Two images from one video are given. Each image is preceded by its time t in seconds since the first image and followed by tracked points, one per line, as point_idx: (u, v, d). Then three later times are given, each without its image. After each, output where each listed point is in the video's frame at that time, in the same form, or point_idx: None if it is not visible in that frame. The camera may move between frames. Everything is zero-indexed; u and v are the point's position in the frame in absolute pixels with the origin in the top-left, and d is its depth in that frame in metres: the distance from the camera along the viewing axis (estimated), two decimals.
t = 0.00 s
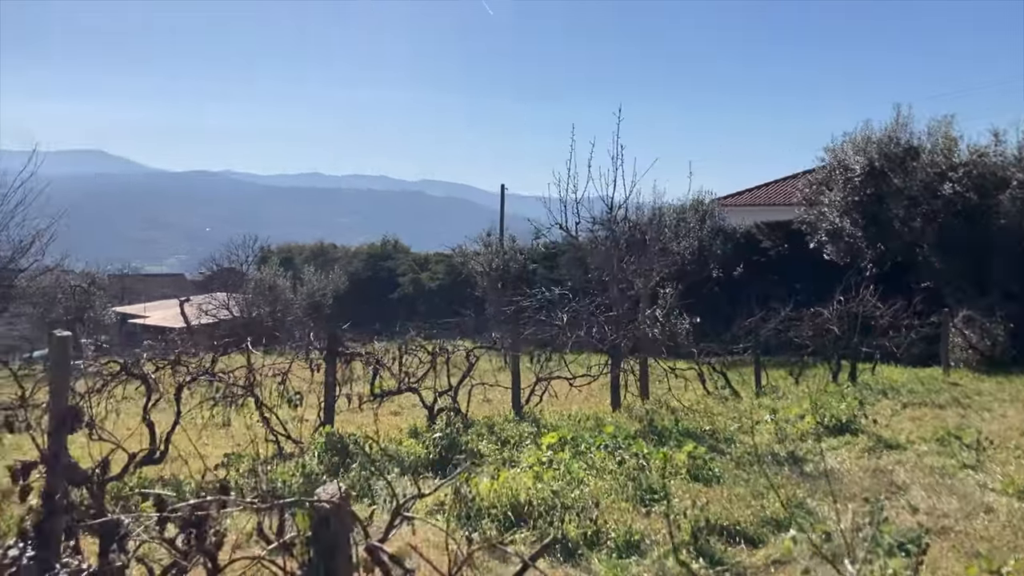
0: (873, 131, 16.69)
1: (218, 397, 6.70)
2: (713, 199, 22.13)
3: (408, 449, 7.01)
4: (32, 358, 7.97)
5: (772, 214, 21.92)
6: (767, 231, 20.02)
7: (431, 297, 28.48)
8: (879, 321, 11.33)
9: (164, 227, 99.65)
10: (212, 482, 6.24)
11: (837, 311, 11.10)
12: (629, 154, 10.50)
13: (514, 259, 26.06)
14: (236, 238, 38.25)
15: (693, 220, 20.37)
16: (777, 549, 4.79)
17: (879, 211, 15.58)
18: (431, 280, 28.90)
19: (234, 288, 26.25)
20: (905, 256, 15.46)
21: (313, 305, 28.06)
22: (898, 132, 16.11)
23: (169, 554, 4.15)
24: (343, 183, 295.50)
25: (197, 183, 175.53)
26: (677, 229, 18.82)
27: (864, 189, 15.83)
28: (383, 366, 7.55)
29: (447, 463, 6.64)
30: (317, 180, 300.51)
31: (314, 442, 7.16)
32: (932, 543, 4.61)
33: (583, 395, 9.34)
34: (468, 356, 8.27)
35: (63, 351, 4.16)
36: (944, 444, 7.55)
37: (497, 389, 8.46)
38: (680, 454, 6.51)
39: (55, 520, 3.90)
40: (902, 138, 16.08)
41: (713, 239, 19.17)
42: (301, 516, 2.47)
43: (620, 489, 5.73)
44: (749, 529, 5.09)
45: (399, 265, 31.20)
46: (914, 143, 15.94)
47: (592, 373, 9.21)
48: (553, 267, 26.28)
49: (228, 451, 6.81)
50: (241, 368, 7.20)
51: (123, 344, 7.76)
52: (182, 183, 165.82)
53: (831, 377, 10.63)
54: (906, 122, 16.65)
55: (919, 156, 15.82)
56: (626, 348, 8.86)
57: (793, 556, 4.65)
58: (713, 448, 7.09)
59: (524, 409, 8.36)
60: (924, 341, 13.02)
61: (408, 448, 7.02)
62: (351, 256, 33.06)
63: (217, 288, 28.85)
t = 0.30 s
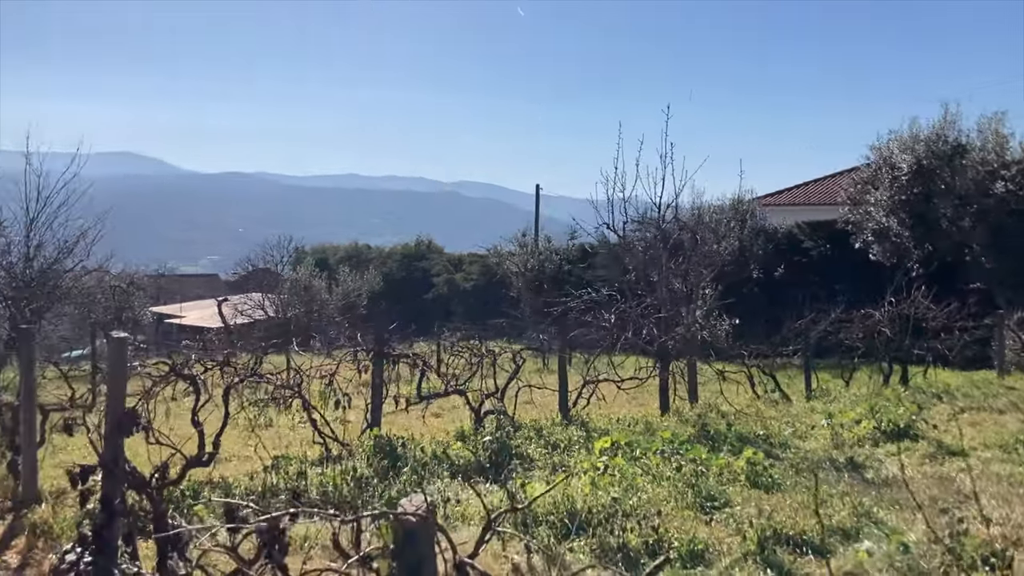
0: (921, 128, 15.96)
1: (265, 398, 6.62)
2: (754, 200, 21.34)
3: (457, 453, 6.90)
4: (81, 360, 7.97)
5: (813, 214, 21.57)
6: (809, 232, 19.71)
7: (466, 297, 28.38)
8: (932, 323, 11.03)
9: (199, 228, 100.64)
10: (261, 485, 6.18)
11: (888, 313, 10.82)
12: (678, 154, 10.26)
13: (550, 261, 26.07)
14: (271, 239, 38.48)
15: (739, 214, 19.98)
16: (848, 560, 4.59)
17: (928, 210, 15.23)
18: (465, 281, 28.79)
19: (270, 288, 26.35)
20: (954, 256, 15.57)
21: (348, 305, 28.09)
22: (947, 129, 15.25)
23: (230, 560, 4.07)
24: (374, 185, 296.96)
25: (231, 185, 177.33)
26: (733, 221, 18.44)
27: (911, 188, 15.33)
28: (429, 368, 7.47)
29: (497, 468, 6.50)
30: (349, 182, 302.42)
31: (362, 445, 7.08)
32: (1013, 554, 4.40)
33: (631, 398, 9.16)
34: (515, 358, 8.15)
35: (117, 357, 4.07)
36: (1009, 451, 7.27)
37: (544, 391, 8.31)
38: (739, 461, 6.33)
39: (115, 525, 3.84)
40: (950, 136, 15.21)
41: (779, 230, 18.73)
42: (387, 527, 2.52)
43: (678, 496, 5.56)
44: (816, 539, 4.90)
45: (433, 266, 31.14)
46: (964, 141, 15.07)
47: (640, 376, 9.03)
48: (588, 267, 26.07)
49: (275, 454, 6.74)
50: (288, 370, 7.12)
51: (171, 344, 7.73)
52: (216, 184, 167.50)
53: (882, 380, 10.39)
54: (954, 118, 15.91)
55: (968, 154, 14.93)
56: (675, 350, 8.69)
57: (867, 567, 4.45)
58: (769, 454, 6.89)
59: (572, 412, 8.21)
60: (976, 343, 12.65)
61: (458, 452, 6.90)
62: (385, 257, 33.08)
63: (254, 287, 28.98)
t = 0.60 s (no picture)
0: (954, 124, 15.93)
1: (301, 396, 6.50)
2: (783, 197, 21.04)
3: (496, 453, 6.76)
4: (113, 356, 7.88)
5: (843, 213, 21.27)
6: (838, 230, 19.47)
7: (488, 297, 28.25)
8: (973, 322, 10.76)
9: (219, 228, 101.12)
10: (298, 484, 6.06)
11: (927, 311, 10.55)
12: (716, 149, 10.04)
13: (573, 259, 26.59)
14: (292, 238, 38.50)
15: (769, 211, 19.70)
16: (914, 566, 4.39)
17: (964, 206, 14.89)
18: (488, 279, 28.49)
19: (293, 287, 26.32)
20: (991, 255, 14.91)
21: (370, 304, 28.01)
22: (982, 125, 15.39)
23: (277, 560, 3.98)
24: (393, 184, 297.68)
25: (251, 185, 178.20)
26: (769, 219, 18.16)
27: (946, 184, 15.17)
28: (465, 367, 7.37)
29: (537, 468, 6.35)
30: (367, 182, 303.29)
31: (397, 443, 6.95)
32: None
33: (667, 398, 8.98)
34: (551, 356, 7.99)
35: (161, 352, 3.97)
36: None
37: (580, 391, 8.15)
38: (788, 463, 6.14)
39: (158, 525, 3.71)
40: (985, 132, 15.32)
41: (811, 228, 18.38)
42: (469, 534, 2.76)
43: (728, 498, 5.39)
44: (876, 544, 4.70)
45: (456, 265, 31.02)
46: (1000, 137, 15.20)
47: (677, 375, 8.85)
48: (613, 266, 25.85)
49: (310, 453, 6.62)
50: (324, 368, 7.01)
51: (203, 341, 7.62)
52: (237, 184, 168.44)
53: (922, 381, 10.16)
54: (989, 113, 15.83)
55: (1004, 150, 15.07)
56: (714, 349, 8.49)
57: (935, 572, 4.26)
58: (816, 455, 6.69)
59: (609, 411, 8.05)
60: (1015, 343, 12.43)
61: (496, 452, 6.76)
62: (407, 256, 33.00)
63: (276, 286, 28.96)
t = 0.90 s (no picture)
0: (987, 120, 15.62)
1: (333, 397, 6.35)
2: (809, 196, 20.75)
3: (532, 455, 6.59)
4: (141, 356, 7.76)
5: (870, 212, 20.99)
6: (864, 228, 19.14)
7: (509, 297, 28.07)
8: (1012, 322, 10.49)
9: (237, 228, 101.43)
10: (331, 488, 5.90)
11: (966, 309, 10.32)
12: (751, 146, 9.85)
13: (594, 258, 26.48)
14: (311, 238, 38.46)
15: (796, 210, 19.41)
16: None
17: (997, 204, 14.67)
18: (507, 279, 27.71)
19: (312, 286, 26.25)
20: None
21: (389, 304, 27.90)
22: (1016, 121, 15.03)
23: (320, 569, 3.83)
24: (409, 184, 298.11)
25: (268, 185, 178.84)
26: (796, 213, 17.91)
27: (980, 182, 14.87)
28: (498, 367, 7.20)
29: (576, 472, 6.18)
30: (383, 182, 303.84)
31: (431, 445, 6.80)
32: None
33: (702, 399, 8.78)
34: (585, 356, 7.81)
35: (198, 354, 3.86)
36: None
37: (615, 392, 7.96)
38: (837, 468, 5.94)
39: (202, 530, 3.55)
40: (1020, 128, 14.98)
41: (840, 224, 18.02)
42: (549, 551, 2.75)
43: (778, 504, 5.19)
44: (937, 553, 4.49)
45: (475, 265, 30.87)
46: None
47: (712, 375, 8.65)
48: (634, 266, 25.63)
49: (342, 456, 6.47)
50: (356, 368, 6.85)
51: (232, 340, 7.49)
52: (253, 185, 169.05)
53: (962, 382, 9.91)
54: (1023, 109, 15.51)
55: None
56: (750, 349, 8.28)
57: None
58: (863, 460, 6.48)
59: (644, 413, 7.86)
60: None
61: (532, 455, 6.57)
62: (426, 256, 32.88)
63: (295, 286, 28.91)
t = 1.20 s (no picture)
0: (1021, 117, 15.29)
1: (367, 399, 6.20)
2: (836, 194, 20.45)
3: (568, 459, 6.42)
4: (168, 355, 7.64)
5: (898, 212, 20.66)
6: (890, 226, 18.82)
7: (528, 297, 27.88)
8: None
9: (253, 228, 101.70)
10: (365, 492, 5.76)
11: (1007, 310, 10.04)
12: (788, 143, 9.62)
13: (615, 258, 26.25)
14: (329, 238, 38.39)
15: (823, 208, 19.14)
16: None
17: None
18: (527, 278, 27.45)
19: (331, 286, 26.17)
20: None
21: (408, 304, 27.77)
22: None
23: None
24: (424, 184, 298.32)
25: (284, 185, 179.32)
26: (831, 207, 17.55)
27: (1014, 178, 14.37)
28: (532, 368, 7.03)
29: (616, 476, 6.01)
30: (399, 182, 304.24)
31: (464, 449, 6.64)
32: None
33: (738, 401, 8.58)
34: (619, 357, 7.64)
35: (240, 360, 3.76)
36: None
37: (650, 393, 7.79)
38: (888, 472, 5.72)
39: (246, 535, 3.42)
40: None
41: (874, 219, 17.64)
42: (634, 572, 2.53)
43: (831, 510, 5.01)
44: (1001, 564, 4.27)
45: (493, 264, 30.71)
46: None
47: (749, 377, 8.45)
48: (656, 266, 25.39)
49: (375, 458, 6.34)
50: (388, 369, 6.71)
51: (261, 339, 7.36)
52: (270, 185, 169.59)
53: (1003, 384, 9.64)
54: None
55: None
56: (788, 349, 8.07)
57: None
58: (911, 464, 6.25)
59: (680, 416, 7.68)
60: None
61: (569, 459, 6.41)
62: (444, 255, 32.72)
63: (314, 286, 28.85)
